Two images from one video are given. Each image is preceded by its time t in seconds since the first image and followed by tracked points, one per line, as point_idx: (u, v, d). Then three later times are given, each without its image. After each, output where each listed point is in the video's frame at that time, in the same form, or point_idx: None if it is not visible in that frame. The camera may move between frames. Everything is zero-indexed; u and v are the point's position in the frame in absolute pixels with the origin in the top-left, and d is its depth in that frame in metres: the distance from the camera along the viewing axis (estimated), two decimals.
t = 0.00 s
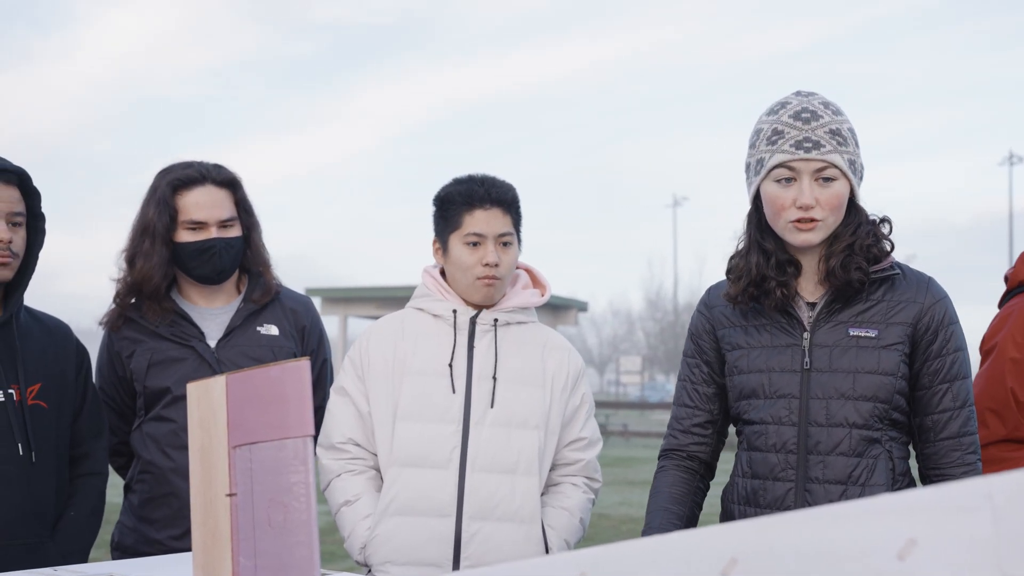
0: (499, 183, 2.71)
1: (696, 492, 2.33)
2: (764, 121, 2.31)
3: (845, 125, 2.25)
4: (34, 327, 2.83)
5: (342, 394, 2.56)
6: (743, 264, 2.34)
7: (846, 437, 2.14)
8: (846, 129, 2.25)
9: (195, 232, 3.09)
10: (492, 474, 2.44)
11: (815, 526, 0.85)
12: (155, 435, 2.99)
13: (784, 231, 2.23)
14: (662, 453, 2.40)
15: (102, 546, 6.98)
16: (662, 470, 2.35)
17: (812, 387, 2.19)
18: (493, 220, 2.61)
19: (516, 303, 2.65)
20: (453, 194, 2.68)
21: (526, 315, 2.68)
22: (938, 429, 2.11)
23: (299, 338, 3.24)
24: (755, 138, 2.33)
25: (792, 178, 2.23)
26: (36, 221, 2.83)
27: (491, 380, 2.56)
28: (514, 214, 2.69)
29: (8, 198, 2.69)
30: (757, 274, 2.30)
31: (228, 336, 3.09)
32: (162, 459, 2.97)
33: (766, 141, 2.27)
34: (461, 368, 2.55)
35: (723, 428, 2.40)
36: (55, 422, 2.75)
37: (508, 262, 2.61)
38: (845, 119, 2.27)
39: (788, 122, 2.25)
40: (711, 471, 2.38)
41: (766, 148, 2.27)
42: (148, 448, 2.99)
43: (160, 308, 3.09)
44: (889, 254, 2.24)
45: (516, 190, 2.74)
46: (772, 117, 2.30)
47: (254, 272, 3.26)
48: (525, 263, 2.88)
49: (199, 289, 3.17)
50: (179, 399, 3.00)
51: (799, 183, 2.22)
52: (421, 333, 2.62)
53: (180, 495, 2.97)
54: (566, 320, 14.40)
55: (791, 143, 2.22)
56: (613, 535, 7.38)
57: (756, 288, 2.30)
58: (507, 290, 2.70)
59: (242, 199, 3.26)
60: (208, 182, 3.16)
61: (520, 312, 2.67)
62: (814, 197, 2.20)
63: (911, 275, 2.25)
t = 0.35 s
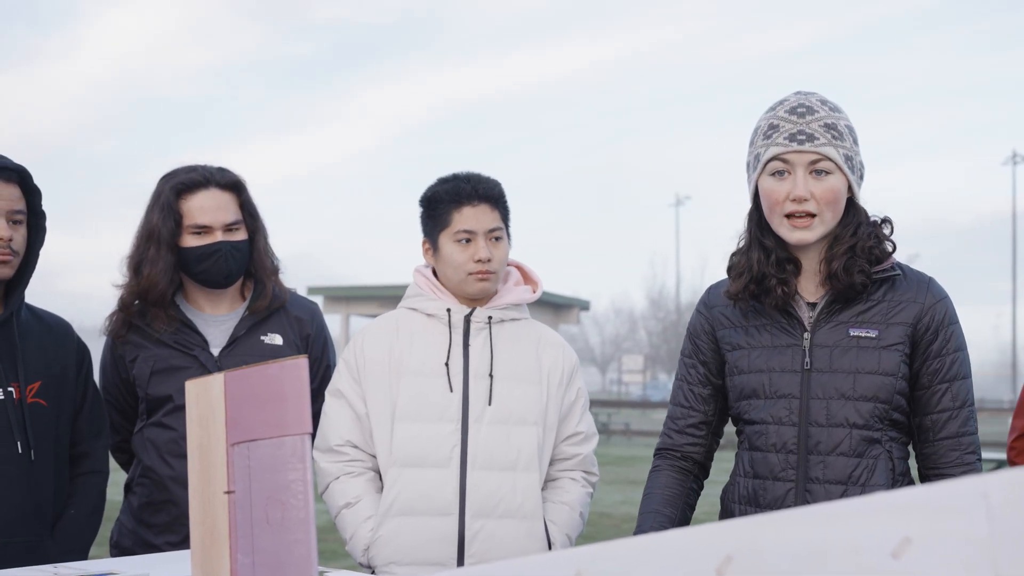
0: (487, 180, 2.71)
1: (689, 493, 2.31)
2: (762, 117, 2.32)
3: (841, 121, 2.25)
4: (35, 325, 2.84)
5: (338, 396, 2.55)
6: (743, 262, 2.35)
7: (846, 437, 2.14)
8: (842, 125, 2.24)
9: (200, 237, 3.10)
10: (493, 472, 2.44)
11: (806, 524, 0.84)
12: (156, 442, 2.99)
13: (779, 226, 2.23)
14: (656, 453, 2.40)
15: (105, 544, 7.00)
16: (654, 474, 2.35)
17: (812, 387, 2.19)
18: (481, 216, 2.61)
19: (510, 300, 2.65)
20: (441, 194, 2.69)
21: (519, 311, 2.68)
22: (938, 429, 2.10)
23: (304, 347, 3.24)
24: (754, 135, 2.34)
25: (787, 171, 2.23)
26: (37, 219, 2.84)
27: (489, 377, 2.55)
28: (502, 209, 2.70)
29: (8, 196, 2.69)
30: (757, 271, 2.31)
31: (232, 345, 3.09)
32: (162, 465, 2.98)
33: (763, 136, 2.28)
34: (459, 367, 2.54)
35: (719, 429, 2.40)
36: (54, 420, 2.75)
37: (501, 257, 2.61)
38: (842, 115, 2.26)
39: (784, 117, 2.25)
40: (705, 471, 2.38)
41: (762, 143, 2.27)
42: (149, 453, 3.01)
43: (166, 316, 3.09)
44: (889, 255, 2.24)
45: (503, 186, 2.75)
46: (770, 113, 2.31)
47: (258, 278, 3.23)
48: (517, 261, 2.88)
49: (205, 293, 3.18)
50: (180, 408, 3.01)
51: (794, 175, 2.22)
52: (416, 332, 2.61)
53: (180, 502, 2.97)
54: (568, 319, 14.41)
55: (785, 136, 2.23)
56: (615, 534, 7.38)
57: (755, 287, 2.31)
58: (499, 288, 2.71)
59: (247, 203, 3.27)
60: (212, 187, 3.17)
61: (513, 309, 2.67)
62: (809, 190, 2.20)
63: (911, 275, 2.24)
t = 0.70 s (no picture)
0: (484, 181, 2.71)
1: (702, 485, 2.32)
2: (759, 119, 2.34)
3: (826, 118, 2.22)
4: (42, 327, 2.85)
5: (341, 401, 2.55)
6: (745, 256, 2.38)
7: (838, 436, 2.13)
8: (827, 122, 2.22)
9: (212, 232, 3.10)
10: (499, 471, 2.44)
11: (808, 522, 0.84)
12: (173, 436, 3.01)
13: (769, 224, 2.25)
14: (672, 446, 2.40)
15: (115, 546, 7.01)
16: (669, 468, 2.34)
17: (809, 386, 2.19)
18: (479, 216, 2.61)
19: (509, 300, 2.65)
20: (438, 195, 2.69)
21: (519, 311, 2.68)
22: (941, 430, 2.06)
23: (314, 338, 3.26)
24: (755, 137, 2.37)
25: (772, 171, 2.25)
26: (44, 221, 2.86)
27: (491, 376, 2.56)
28: (499, 209, 2.70)
29: (15, 199, 2.70)
30: (757, 266, 2.32)
31: (244, 339, 3.10)
32: (180, 460, 2.99)
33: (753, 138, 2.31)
34: (461, 367, 2.54)
35: (733, 424, 2.41)
36: (62, 422, 2.76)
37: (500, 257, 2.62)
38: (830, 112, 2.24)
39: (769, 119, 2.28)
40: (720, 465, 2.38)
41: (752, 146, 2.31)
42: (166, 448, 3.02)
43: (181, 311, 3.10)
44: (891, 254, 2.19)
45: (499, 186, 2.75)
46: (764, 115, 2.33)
47: (265, 273, 3.21)
48: (516, 261, 2.87)
49: (217, 289, 3.20)
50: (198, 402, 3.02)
51: (775, 175, 2.23)
52: (415, 335, 2.61)
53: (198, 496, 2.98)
54: (576, 318, 14.40)
55: (766, 137, 2.25)
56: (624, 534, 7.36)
57: (756, 282, 2.32)
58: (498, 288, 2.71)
59: (259, 199, 3.27)
60: (224, 182, 3.17)
61: (513, 309, 2.66)
62: (789, 188, 2.20)
63: (918, 272, 2.19)
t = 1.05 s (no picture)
0: (499, 179, 2.71)
1: (717, 480, 2.30)
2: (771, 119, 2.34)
3: (833, 117, 2.21)
4: (59, 326, 2.87)
5: (355, 399, 2.56)
6: (758, 255, 2.38)
7: (843, 434, 2.12)
8: (834, 121, 2.20)
9: (234, 225, 3.12)
10: (513, 469, 2.44)
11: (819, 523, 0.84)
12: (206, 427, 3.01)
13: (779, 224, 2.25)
14: (689, 442, 2.40)
15: (131, 544, 7.03)
16: (684, 459, 2.34)
17: (817, 384, 2.18)
18: (495, 216, 2.61)
19: (524, 299, 2.65)
20: (454, 194, 2.69)
21: (533, 310, 2.68)
22: (950, 430, 2.02)
23: (339, 328, 3.27)
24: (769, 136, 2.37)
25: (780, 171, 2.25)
26: (61, 222, 2.88)
27: (505, 375, 2.55)
28: (514, 208, 2.70)
29: (33, 200, 2.73)
30: (768, 265, 2.32)
31: (272, 329, 3.12)
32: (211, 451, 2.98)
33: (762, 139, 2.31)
34: (475, 366, 2.54)
35: (751, 421, 2.38)
36: (78, 420, 2.79)
37: (514, 257, 2.62)
38: (838, 110, 2.22)
39: (777, 120, 2.27)
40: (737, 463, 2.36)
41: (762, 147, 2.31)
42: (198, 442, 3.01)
43: (203, 304, 3.11)
44: (902, 253, 2.16)
45: (515, 185, 2.74)
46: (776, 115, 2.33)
47: (287, 265, 3.22)
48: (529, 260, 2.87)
49: (241, 280, 3.20)
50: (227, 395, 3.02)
51: (783, 175, 2.23)
52: (430, 334, 2.61)
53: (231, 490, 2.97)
54: (592, 316, 14.42)
55: (774, 138, 2.25)
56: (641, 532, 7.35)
57: (768, 280, 2.32)
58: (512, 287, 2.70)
59: (279, 191, 3.28)
60: (245, 176, 3.19)
61: (527, 308, 2.66)
62: (796, 188, 2.19)
63: (931, 271, 2.16)
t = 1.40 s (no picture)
0: (520, 178, 2.71)
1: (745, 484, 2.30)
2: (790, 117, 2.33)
3: (856, 116, 2.19)
4: (81, 326, 2.90)
5: (374, 397, 2.56)
6: (774, 255, 2.36)
7: (866, 433, 2.10)
8: (857, 120, 2.19)
9: (265, 228, 3.14)
10: (530, 469, 2.44)
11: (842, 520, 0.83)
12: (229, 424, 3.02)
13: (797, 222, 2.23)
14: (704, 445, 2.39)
15: (150, 543, 7.06)
16: (707, 462, 2.34)
17: (837, 383, 2.16)
18: (515, 214, 2.61)
19: (543, 297, 2.65)
20: (475, 192, 2.69)
21: (553, 309, 2.67)
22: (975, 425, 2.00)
23: (364, 329, 3.26)
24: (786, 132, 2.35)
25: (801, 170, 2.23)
26: (82, 221, 2.90)
27: (523, 375, 2.55)
28: (535, 208, 2.70)
29: (54, 200, 2.75)
30: (785, 265, 2.31)
31: (297, 328, 3.11)
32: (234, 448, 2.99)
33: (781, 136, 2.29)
34: (493, 365, 2.54)
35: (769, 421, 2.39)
36: (99, 419, 2.81)
37: (534, 256, 2.62)
38: (860, 109, 2.21)
39: (798, 117, 2.26)
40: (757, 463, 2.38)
41: (781, 144, 2.29)
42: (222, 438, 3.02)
43: (231, 303, 3.13)
44: (919, 250, 2.14)
45: (536, 184, 2.75)
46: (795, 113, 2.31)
47: (315, 266, 3.22)
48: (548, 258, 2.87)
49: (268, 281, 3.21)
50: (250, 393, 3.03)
51: (805, 173, 2.21)
52: (449, 332, 2.61)
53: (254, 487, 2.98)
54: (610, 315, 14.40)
55: (795, 136, 2.23)
56: (659, 532, 7.34)
57: (785, 280, 2.30)
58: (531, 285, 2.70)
59: (309, 194, 3.29)
60: (276, 178, 3.20)
61: (546, 306, 2.66)
62: (818, 187, 2.18)
63: (949, 266, 2.14)
